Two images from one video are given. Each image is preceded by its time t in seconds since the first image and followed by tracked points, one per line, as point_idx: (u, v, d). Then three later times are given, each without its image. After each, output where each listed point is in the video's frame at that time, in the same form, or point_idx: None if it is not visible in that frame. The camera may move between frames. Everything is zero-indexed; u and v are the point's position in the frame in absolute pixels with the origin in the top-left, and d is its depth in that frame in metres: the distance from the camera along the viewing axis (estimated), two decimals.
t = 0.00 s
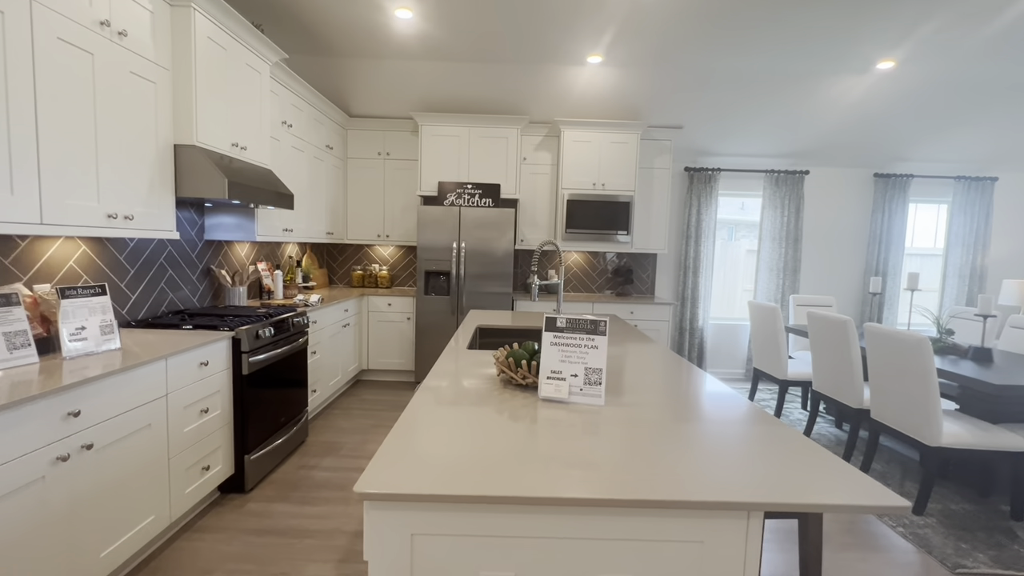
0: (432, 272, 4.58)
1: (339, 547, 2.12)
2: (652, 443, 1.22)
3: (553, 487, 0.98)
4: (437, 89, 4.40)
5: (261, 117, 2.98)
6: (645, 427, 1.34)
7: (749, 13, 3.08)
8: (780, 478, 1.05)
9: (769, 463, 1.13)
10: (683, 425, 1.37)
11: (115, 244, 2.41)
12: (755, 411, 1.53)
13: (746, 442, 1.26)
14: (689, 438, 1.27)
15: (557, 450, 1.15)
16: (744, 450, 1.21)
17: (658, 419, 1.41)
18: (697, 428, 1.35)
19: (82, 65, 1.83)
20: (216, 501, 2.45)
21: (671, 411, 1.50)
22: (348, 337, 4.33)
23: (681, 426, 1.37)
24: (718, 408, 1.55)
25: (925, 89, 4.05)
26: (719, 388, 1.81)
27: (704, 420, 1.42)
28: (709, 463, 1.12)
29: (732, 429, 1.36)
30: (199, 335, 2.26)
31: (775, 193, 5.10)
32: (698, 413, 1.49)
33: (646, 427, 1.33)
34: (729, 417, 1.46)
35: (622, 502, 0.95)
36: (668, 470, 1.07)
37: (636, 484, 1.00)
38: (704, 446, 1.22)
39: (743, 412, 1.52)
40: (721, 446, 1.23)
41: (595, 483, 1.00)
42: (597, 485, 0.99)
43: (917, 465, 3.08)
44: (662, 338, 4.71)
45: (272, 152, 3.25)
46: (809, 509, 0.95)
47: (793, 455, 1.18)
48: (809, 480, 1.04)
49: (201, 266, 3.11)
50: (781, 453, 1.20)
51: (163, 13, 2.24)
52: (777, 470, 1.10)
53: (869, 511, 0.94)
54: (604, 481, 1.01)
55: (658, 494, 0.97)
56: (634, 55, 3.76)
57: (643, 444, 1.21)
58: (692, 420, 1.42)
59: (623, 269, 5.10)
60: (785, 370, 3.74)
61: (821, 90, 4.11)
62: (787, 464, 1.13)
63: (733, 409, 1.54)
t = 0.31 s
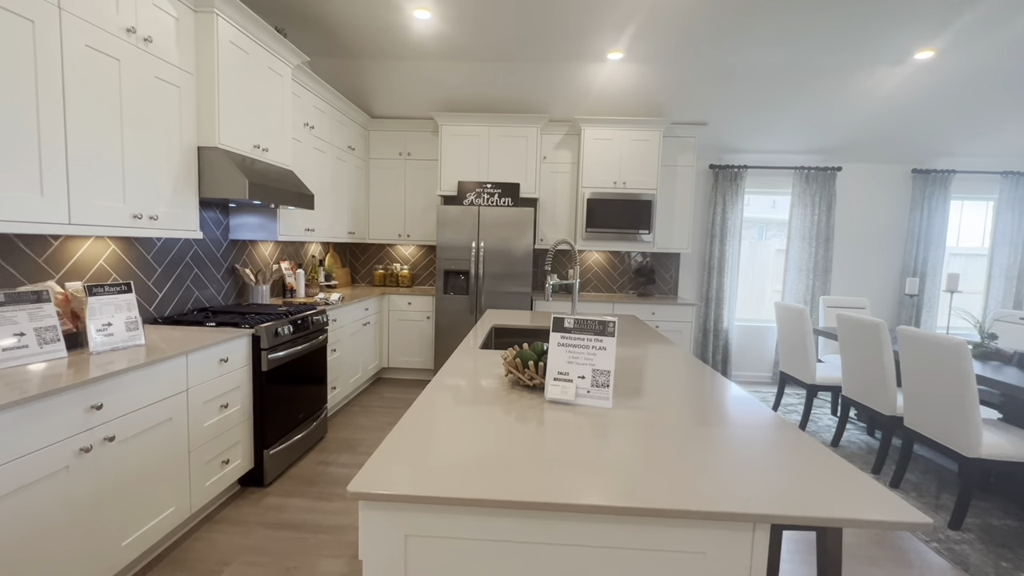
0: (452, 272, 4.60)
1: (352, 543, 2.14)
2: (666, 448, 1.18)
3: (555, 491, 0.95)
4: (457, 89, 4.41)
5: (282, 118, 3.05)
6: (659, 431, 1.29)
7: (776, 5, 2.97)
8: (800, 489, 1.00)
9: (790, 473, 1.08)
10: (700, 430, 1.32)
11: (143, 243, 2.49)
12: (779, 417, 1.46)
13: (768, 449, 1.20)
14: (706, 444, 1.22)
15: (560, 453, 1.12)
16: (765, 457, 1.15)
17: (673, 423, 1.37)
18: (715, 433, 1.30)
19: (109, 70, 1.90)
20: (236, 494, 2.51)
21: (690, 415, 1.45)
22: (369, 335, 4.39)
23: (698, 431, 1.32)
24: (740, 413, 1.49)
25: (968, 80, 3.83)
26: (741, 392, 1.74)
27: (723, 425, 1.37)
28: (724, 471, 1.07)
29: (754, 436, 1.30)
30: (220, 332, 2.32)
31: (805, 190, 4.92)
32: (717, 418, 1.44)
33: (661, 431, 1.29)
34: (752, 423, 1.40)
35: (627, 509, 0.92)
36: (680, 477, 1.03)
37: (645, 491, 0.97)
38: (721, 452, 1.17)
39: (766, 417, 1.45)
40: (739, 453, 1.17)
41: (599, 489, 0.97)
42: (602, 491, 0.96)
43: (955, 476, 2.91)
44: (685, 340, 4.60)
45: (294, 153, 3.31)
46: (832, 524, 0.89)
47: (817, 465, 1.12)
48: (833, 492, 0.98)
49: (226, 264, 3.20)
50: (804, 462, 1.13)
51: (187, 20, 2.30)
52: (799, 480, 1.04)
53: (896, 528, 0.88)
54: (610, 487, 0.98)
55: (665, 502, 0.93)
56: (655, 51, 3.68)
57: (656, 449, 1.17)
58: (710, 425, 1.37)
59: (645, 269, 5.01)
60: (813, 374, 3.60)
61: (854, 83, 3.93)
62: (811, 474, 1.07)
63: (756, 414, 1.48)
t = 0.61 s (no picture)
0: (467, 272, 4.60)
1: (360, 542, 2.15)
2: (675, 456, 1.14)
3: (552, 501, 0.92)
4: (473, 89, 4.40)
5: (298, 120, 3.09)
6: (667, 438, 1.25)
7: None
8: (817, 505, 0.94)
9: (808, 486, 1.02)
10: (713, 438, 1.27)
11: (163, 244, 2.56)
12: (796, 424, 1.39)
13: (785, 460, 1.15)
14: (720, 453, 1.17)
15: (557, 460, 1.09)
16: (782, 469, 1.10)
17: (684, 429, 1.32)
18: (728, 442, 1.25)
19: (128, 76, 1.96)
20: (251, 490, 2.56)
21: (704, 421, 1.39)
22: (385, 335, 4.43)
23: (711, 438, 1.26)
24: (755, 420, 1.43)
25: (1011, 71, 3.62)
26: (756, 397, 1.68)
27: (739, 433, 1.31)
28: (736, 482, 1.02)
29: (772, 445, 1.24)
30: (235, 331, 2.37)
31: (832, 188, 4.74)
32: (733, 425, 1.38)
33: (671, 438, 1.25)
34: (767, 430, 1.34)
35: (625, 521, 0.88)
36: (687, 488, 0.99)
37: (648, 503, 0.93)
38: (732, 462, 1.12)
39: (783, 425, 1.39)
40: (754, 463, 1.12)
41: (598, 500, 0.94)
42: (601, 502, 0.93)
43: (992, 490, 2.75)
44: (704, 343, 4.49)
45: (310, 154, 3.36)
46: (850, 544, 0.83)
47: (838, 478, 1.06)
48: (852, 509, 0.92)
49: (245, 264, 3.26)
50: (824, 475, 1.07)
51: (204, 25, 2.36)
52: (816, 495, 0.98)
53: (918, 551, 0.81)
54: (609, 497, 0.94)
55: (666, 515, 0.89)
56: (674, 46, 3.59)
57: (664, 457, 1.13)
58: (724, 432, 1.31)
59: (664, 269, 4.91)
60: (839, 380, 3.46)
61: (885, 76, 3.76)
62: (830, 488, 1.01)
63: (772, 422, 1.41)
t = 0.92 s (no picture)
0: (486, 273, 4.60)
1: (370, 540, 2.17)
2: (683, 467, 1.10)
3: (545, 510, 0.91)
4: (491, 90, 4.40)
5: (318, 124, 3.16)
6: (677, 447, 1.21)
7: None
8: (830, 523, 0.89)
9: (823, 503, 0.96)
10: (726, 448, 1.22)
11: (188, 245, 2.65)
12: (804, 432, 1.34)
13: (791, 471, 1.10)
14: (732, 464, 1.12)
15: (553, 467, 1.07)
16: (798, 483, 1.04)
17: (697, 438, 1.27)
18: (742, 452, 1.20)
19: (151, 83, 2.03)
20: (268, 485, 2.62)
21: (719, 430, 1.34)
22: (404, 334, 4.48)
23: (724, 448, 1.22)
24: (762, 428, 1.38)
25: None
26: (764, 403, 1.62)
27: (756, 444, 1.25)
28: (744, 496, 0.98)
29: (778, 455, 1.19)
30: (253, 330, 2.43)
31: (865, 186, 4.55)
32: (752, 435, 1.32)
33: (681, 448, 1.20)
34: (774, 439, 1.29)
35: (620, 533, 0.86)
36: (691, 502, 0.95)
37: (646, 515, 0.90)
38: (743, 475, 1.08)
39: (790, 433, 1.34)
40: (767, 476, 1.07)
41: (594, 511, 0.91)
42: (597, 514, 0.90)
43: None
44: (728, 346, 4.37)
45: (330, 157, 3.43)
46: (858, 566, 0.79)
47: (847, 493, 1.01)
48: (860, 527, 0.88)
49: (268, 265, 3.35)
50: (835, 490, 1.02)
51: (226, 33, 2.43)
52: (832, 512, 0.93)
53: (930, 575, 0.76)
54: (605, 508, 0.92)
55: (662, 529, 0.86)
56: (696, 43, 3.51)
57: (670, 468, 1.09)
58: (739, 443, 1.26)
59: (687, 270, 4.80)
60: (869, 387, 3.30)
61: (922, 69, 3.58)
62: (847, 506, 0.95)
63: (780, 430, 1.36)
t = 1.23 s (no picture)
0: (502, 273, 4.60)
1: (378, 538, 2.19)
2: (693, 474, 1.07)
3: (541, 515, 0.89)
4: (508, 90, 4.40)
5: (336, 126, 3.20)
6: (688, 453, 1.17)
7: None
8: (846, 538, 0.84)
9: (841, 516, 0.91)
10: (741, 454, 1.17)
11: (209, 245, 2.73)
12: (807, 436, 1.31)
13: (797, 478, 1.07)
14: (745, 471, 1.08)
15: (549, 470, 1.06)
16: (816, 493, 0.99)
17: (711, 444, 1.23)
18: (758, 459, 1.15)
19: (173, 88, 2.10)
20: (284, 481, 2.68)
21: (736, 436, 1.30)
22: (421, 334, 4.51)
23: (739, 455, 1.17)
24: (765, 431, 1.35)
25: None
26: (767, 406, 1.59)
27: (775, 451, 1.20)
28: (755, 505, 0.94)
29: (782, 459, 1.16)
30: (269, 328, 2.48)
31: (896, 184, 4.37)
32: (770, 441, 1.27)
33: (693, 454, 1.17)
34: (778, 443, 1.26)
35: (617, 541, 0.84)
36: (698, 511, 0.92)
37: (648, 523, 0.88)
38: (756, 483, 1.03)
39: (794, 437, 1.30)
40: (781, 485, 1.03)
41: (592, 517, 0.89)
42: (596, 520, 0.88)
43: None
44: (749, 349, 4.25)
45: (348, 158, 3.48)
46: None
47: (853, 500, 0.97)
48: (867, 538, 0.84)
49: (287, 264, 3.43)
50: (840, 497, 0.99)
51: (245, 38, 2.49)
52: (840, 522, 0.89)
53: None
54: (605, 515, 0.90)
55: (663, 538, 0.83)
56: (715, 38, 3.43)
57: (668, 472, 1.07)
58: (755, 449, 1.21)
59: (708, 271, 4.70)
60: (898, 393, 3.16)
61: (957, 60, 3.41)
62: (867, 519, 0.90)
63: (782, 433, 1.33)
